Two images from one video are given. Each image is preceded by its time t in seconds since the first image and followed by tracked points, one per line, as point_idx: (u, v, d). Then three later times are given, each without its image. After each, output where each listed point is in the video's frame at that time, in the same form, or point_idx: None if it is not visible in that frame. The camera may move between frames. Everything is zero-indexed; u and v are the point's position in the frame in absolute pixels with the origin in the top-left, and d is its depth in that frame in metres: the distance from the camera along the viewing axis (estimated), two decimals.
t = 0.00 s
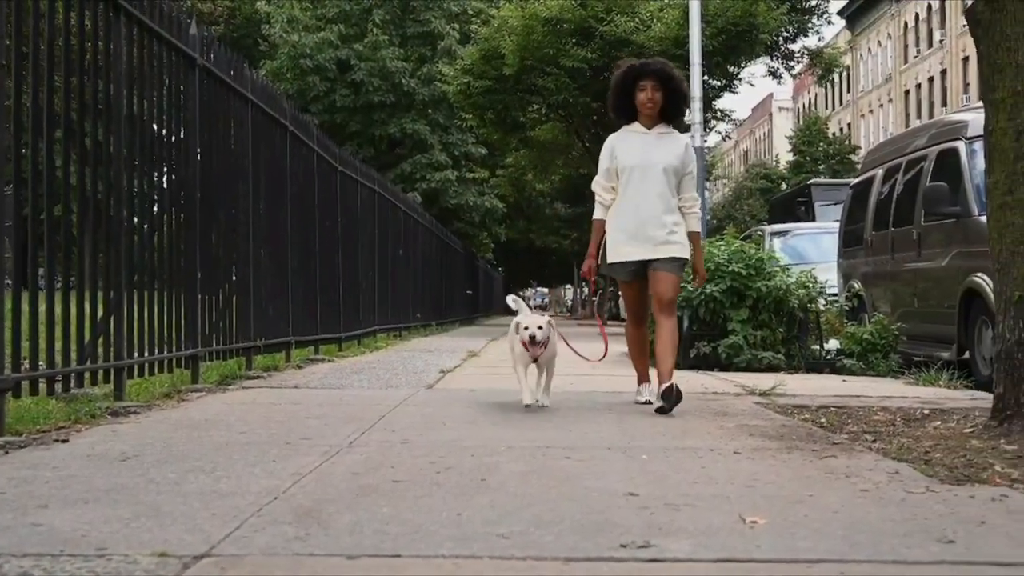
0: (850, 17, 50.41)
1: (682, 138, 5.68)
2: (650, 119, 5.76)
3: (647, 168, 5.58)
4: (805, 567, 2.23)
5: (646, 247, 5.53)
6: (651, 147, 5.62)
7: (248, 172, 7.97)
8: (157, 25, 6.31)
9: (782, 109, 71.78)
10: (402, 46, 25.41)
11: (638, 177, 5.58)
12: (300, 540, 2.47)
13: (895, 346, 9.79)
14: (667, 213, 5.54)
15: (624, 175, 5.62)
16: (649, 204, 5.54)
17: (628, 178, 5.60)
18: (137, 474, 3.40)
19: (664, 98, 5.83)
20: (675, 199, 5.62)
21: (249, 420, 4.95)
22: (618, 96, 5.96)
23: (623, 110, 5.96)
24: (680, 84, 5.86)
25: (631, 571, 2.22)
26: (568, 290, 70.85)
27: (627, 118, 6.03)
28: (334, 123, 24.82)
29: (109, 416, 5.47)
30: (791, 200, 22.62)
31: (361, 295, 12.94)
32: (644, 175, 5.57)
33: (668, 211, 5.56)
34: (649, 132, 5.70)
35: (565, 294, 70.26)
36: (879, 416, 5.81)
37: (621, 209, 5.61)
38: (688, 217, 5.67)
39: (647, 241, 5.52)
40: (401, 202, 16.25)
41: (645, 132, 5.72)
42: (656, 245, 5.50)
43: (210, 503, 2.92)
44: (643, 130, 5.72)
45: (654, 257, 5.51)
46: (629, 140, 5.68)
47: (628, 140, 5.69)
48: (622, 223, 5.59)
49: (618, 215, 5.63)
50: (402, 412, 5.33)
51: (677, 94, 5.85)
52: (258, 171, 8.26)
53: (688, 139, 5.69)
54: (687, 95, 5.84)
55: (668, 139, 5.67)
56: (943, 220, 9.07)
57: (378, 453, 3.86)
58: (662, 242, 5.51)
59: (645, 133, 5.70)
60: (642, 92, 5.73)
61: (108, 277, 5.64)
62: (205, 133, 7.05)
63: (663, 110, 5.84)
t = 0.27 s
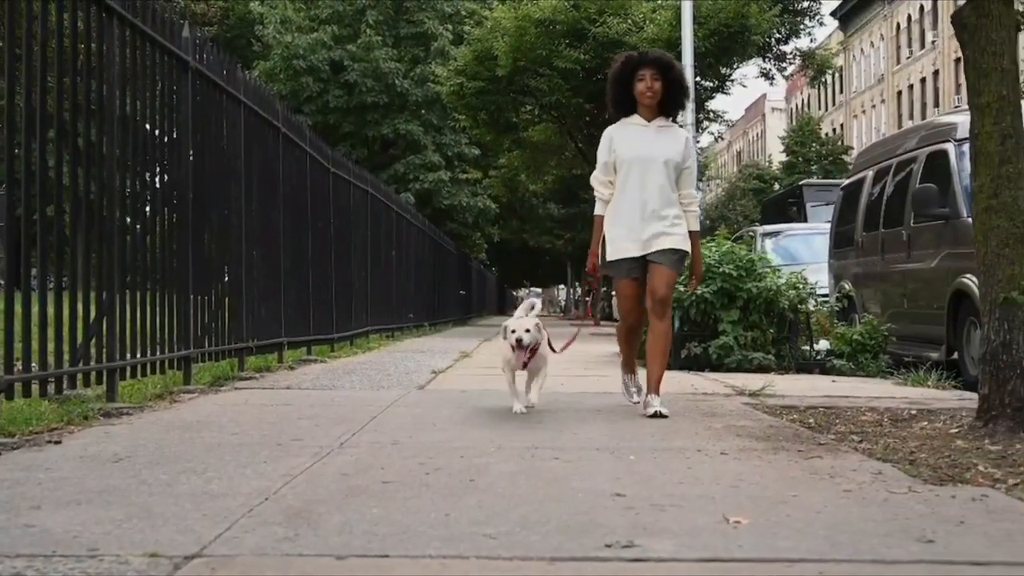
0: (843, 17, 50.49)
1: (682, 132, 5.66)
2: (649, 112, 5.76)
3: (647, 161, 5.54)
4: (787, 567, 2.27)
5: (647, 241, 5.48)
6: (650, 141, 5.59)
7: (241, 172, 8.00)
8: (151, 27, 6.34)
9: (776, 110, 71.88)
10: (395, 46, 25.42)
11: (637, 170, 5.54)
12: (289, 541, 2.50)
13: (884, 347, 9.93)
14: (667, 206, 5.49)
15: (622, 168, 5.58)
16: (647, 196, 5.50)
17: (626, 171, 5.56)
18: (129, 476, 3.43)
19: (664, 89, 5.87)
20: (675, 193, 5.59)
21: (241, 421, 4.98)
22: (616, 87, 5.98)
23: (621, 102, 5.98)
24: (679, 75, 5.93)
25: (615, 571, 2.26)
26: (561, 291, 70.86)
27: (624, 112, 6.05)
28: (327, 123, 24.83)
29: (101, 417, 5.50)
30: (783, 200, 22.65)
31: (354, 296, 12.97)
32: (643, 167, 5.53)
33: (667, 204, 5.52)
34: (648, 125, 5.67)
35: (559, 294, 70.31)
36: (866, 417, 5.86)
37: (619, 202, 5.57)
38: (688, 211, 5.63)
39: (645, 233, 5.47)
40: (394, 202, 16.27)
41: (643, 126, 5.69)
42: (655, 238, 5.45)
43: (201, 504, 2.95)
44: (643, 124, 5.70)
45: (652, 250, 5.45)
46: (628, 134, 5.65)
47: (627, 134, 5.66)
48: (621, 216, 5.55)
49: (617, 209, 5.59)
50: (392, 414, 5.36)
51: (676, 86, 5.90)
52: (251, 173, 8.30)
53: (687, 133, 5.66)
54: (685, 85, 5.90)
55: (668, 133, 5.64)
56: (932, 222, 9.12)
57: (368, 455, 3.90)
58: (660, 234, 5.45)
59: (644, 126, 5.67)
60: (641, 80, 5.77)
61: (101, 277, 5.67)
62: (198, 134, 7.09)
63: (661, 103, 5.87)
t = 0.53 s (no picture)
0: (837, 19, 50.61)
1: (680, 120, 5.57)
2: (645, 100, 5.64)
3: (645, 149, 5.44)
4: (771, 566, 2.31)
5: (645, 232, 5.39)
6: (648, 128, 5.49)
7: (235, 173, 8.04)
8: (145, 29, 6.37)
9: (770, 110, 72.02)
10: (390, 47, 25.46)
11: (636, 159, 5.43)
12: (281, 541, 2.54)
13: (877, 348, 9.92)
14: (666, 196, 5.41)
15: (620, 155, 5.47)
16: (646, 185, 5.40)
17: (624, 158, 5.45)
18: (123, 476, 3.46)
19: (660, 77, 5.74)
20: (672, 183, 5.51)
21: (234, 422, 5.02)
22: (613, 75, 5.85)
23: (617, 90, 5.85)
24: (676, 59, 5.78)
25: (603, 571, 2.29)
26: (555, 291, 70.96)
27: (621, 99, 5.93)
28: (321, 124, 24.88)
29: (95, 418, 5.52)
30: (777, 201, 22.72)
31: (348, 296, 13.00)
32: (641, 155, 5.43)
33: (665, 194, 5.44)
34: (645, 112, 5.57)
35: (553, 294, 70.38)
36: (856, 417, 5.89)
37: (616, 190, 5.45)
38: (684, 201, 5.56)
39: (643, 224, 5.38)
40: (388, 203, 16.32)
41: (640, 112, 5.58)
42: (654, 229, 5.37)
43: (194, 504, 2.99)
44: (639, 111, 5.59)
45: (650, 241, 5.37)
46: (625, 121, 5.54)
47: (624, 120, 5.55)
48: (618, 206, 5.44)
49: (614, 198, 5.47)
50: (385, 414, 5.40)
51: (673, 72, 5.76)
52: (245, 174, 8.33)
53: (683, 121, 5.58)
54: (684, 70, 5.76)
55: (665, 120, 5.55)
56: (923, 223, 9.17)
57: (360, 455, 3.94)
58: (659, 226, 5.38)
59: (641, 113, 5.57)
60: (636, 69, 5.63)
61: (95, 278, 5.70)
62: (191, 135, 7.11)
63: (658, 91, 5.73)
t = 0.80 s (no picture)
0: (835, 19, 50.71)
1: (682, 117, 5.38)
2: (645, 96, 5.44)
3: (646, 146, 5.23)
4: (752, 560, 2.37)
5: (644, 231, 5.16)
6: (650, 123, 5.29)
7: (232, 174, 8.10)
8: (141, 31, 6.43)
9: (768, 111, 72.14)
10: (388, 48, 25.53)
11: (636, 155, 5.22)
12: (273, 536, 2.59)
13: (870, 348, 10.03)
14: (666, 195, 5.20)
15: (621, 150, 5.24)
16: (649, 181, 5.19)
17: (626, 153, 5.23)
18: (120, 475, 3.52)
19: (660, 71, 5.55)
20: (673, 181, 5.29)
21: (230, 422, 5.07)
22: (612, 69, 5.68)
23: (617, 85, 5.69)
24: (678, 53, 5.58)
25: (589, 565, 2.35)
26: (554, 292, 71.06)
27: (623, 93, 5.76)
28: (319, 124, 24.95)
29: (93, 417, 5.58)
30: (774, 202, 22.80)
31: (345, 296, 13.06)
32: (644, 150, 5.22)
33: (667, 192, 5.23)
34: (646, 108, 5.36)
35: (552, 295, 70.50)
36: (845, 417, 5.96)
37: (617, 186, 5.21)
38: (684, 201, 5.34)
39: (645, 222, 5.15)
40: (386, 204, 16.38)
41: (640, 108, 5.38)
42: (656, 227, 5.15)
43: (189, 501, 3.04)
44: (640, 106, 5.39)
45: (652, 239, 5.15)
46: (625, 116, 5.33)
47: (624, 115, 5.34)
48: (619, 201, 5.19)
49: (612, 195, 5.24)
50: (380, 414, 5.46)
51: (674, 67, 5.57)
52: (242, 174, 8.39)
53: (684, 118, 5.38)
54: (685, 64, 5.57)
55: (667, 116, 5.35)
56: (916, 224, 9.24)
57: (354, 453, 3.99)
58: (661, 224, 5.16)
59: (642, 108, 5.36)
60: (634, 65, 5.44)
61: (93, 277, 5.76)
62: (189, 137, 7.18)
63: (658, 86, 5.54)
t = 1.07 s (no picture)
0: (830, 20, 50.80)
1: (678, 122, 5.36)
2: (640, 99, 5.42)
3: (640, 151, 5.21)
4: (728, 547, 2.45)
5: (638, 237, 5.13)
6: (646, 128, 5.27)
7: (227, 174, 8.18)
8: (137, 33, 6.51)
9: (764, 111, 72.22)
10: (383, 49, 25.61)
11: (630, 160, 5.20)
12: (265, 526, 2.67)
13: (860, 347, 10.04)
14: (660, 201, 5.18)
15: (616, 155, 5.22)
16: (644, 187, 5.16)
17: (621, 158, 5.21)
18: (117, 469, 3.60)
19: (654, 72, 5.53)
20: (668, 186, 5.27)
21: (225, 419, 5.15)
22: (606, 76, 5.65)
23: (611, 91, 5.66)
24: (671, 54, 5.57)
25: (570, 552, 2.43)
26: (550, 293, 71.13)
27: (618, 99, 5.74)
28: (315, 125, 25.02)
29: (90, 415, 5.65)
30: (768, 202, 22.89)
31: (340, 296, 13.12)
32: (640, 155, 5.20)
33: (663, 197, 5.21)
34: (642, 112, 5.34)
35: (547, 295, 70.58)
36: (832, 413, 6.04)
37: (612, 191, 5.19)
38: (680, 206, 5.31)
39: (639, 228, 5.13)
40: (381, 205, 16.48)
41: (635, 112, 5.35)
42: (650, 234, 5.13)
43: (184, 494, 3.13)
44: (635, 110, 5.36)
45: (647, 246, 5.12)
46: (620, 120, 5.30)
47: (620, 119, 5.31)
48: (613, 207, 5.18)
49: (606, 200, 5.22)
50: (373, 412, 5.54)
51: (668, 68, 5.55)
52: (236, 174, 8.47)
53: (680, 122, 5.35)
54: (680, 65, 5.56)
55: (663, 121, 5.33)
56: (906, 224, 9.33)
57: (345, 449, 4.08)
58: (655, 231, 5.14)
59: (637, 113, 5.33)
60: (627, 66, 5.43)
61: (89, 276, 5.84)
62: (185, 138, 7.26)
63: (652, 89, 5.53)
